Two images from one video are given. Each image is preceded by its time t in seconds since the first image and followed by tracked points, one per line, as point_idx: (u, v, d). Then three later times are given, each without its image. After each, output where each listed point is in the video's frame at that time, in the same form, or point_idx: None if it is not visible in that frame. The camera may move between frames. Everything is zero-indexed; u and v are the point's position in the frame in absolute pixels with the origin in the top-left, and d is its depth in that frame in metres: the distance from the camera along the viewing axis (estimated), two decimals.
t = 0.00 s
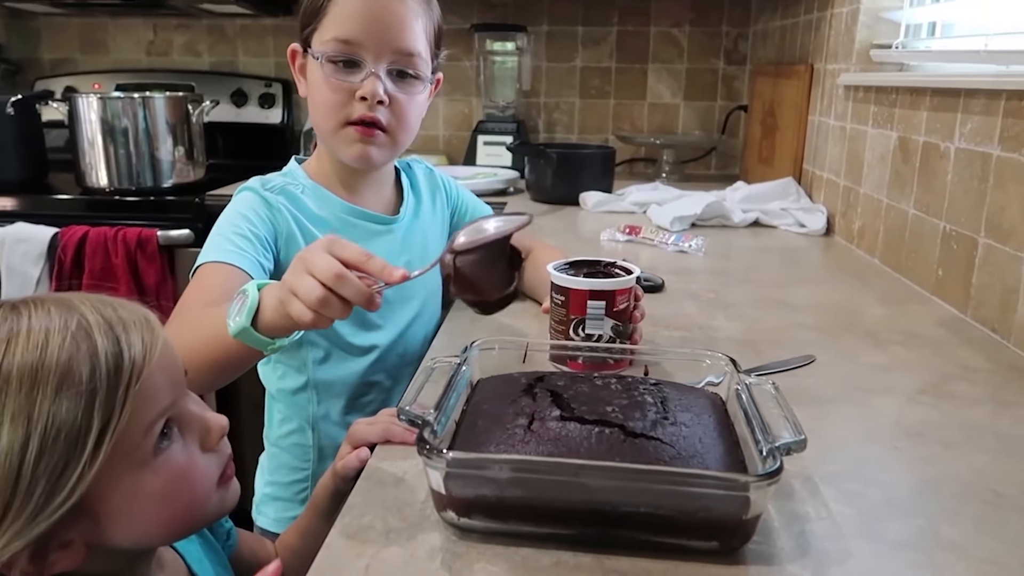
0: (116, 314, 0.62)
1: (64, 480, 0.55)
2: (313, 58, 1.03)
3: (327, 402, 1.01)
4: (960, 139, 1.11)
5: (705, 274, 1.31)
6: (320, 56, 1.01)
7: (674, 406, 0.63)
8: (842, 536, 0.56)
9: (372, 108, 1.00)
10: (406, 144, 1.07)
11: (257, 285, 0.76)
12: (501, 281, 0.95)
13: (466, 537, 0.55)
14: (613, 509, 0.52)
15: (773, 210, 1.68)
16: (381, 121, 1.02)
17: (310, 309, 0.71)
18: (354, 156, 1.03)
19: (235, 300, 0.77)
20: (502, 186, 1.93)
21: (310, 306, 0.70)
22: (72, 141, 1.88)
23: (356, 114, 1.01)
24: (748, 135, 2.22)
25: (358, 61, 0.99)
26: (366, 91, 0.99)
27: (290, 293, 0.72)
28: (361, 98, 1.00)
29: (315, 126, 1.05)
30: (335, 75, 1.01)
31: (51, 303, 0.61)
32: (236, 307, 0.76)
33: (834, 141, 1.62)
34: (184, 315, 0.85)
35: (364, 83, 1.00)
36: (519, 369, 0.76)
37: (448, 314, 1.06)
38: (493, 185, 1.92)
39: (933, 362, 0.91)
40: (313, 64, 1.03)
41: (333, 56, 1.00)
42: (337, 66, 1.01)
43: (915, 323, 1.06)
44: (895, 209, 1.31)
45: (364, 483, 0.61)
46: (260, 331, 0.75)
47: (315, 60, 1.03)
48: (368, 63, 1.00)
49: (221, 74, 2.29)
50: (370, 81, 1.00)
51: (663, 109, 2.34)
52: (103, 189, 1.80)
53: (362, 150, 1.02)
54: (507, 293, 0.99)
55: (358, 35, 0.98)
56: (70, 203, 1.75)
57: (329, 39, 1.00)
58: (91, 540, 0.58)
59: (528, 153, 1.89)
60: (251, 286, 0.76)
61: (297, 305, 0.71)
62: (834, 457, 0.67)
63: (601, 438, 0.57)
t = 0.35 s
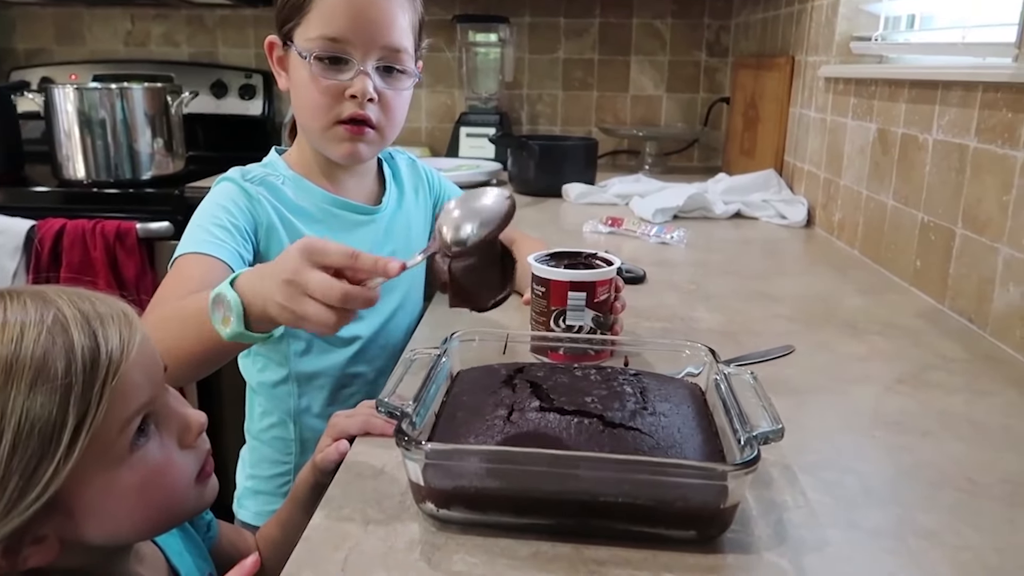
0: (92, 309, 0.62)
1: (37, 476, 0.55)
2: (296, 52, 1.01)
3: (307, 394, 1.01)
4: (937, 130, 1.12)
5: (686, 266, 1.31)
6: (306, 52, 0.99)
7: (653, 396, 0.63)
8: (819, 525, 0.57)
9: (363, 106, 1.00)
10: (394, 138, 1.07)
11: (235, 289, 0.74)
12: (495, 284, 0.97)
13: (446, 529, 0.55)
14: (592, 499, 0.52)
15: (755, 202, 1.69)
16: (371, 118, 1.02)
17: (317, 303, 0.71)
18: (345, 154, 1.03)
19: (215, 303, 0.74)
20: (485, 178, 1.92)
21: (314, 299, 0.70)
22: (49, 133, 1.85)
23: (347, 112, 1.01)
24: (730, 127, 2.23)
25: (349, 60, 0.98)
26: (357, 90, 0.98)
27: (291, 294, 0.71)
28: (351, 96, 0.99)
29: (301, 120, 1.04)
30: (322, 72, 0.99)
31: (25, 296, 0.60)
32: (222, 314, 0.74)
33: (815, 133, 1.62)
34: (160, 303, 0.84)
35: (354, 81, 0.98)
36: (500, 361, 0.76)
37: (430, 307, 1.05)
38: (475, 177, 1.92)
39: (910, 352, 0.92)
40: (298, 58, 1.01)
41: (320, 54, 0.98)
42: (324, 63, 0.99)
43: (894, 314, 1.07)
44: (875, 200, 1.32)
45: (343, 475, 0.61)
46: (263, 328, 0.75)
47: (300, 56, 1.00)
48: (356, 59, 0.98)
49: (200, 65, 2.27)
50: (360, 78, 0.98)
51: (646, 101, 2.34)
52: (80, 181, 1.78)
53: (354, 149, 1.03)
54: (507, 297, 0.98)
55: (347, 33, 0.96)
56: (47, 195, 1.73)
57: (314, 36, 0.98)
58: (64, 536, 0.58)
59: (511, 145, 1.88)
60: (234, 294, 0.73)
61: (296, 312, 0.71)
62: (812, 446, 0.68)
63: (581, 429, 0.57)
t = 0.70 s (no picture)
0: (92, 304, 0.61)
1: (38, 472, 0.54)
2: (306, 61, 0.99)
3: (288, 370, 1.00)
4: (930, 122, 1.12)
5: (680, 259, 1.31)
6: (318, 63, 0.98)
7: (649, 389, 0.63)
8: (814, 517, 0.57)
9: (380, 117, 1.00)
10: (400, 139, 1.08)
11: (279, 228, 0.72)
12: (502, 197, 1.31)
13: (441, 523, 0.55)
14: (587, 493, 0.52)
15: (748, 194, 1.69)
16: (386, 126, 1.02)
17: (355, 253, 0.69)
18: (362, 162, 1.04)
19: (258, 242, 0.73)
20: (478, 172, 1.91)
21: (350, 249, 0.69)
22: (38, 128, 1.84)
23: (363, 124, 1.01)
24: (723, 119, 2.23)
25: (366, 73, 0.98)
26: (375, 101, 0.98)
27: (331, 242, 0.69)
28: (368, 108, 0.99)
29: (310, 128, 1.03)
30: (337, 84, 0.98)
31: (25, 291, 0.59)
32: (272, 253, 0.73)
33: (808, 125, 1.62)
34: (174, 244, 0.83)
35: (370, 92, 0.98)
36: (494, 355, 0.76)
37: (422, 302, 1.04)
38: (468, 170, 1.92)
39: (903, 344, 0.92)
40: (308, 68, 0.99)
41: (336, 67, 0.97)
42: (339, 75, 0.98)
43: (886, 306, 1.07)
44: (868, 192, 1.32)
45: (337, 470, 0.61)
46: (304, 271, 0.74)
47: (309, 65, 0.99)
48: (373, 71, 0.98)
49: (192, 58, 2.26)
50: (377, 90, 0.98)
51: (639, 94, 2.34)
52: (71, 176, 1.77)
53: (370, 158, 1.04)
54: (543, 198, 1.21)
55: (363, 44, 0.96)
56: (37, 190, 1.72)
57: (327, 46, 0.97)
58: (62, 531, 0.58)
59: (504, 139, 1.88)
60: (280, 236, 0.72)
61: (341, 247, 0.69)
62: (806, 438, 0.68)
63: (575, 421, 0.57)
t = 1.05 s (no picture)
0: (90, 293, 0.61)
1: (47, 460, 0.55)
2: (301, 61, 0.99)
3: (284, 367, 1.01)
4: (930, 117, 1.12)
5: (679, 254, 1.31)
6: (313, 63, 0.98)
7: (652, 385, 0.63)
8: (816, 511, 0.57)
9: (374, 116, 0.99)
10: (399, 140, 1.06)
11: (209, 185, 0.79)
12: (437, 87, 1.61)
13: (445, 519, 0.55)
14: (591, 488, 0.52)
15: (747, 190, 1.69)
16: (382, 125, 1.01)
17: (275, 184, 0.76)
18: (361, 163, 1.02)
19: (188, 201, 0.79)
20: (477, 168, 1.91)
21: (269, 176, 0.76)
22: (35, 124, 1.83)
23: (358, 123, 1.00)
24: (721, 114, 2.23)
25: (360, 71, 0.97)
26: (369, 100, 0.97)
27: (255, 183, 0.76)
28: (362, 107, 0.98)
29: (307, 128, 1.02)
30: (331, 84, 0.98)
31: (21, 283, 0.59)
32: (201, 208, 0.79)
33: (806, 120, 1.62)
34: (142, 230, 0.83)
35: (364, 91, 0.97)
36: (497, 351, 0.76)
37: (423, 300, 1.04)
38: (468, 166, 1.92)
39: (903, 339, 0.92)
40: (303, 68, 0.99)
41: (331, 67, 0.97)
42: (333, 75, 0.97)
43: (886, 300, 1.07)
44: (867, 187, 1.32)
45: (341, 467, 0.61)
46: (231, 227, 0.79)
47: (304, 65, 0.99)
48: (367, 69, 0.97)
49: (189, 54, 2.25)
50: (371, 88, 0.97)
51: (637, 89, 2.33)
52: (68, 173, 1.76)
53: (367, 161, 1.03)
54: (458, 131, 1.93)
55: (354, 42, 0.95)
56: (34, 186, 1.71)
57: (320, 46, 0.97)
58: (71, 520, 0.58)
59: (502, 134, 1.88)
60: (208, 190, 0.78)
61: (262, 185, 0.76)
62: (809, 433, 0.68)
63: (578, 417, 0.58)
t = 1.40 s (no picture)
0: (93, 290, 0.62)
1: (61, 452, 0.55)
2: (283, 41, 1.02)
3: (298, 372, 1.01)
4: (942, 118, 1.11)
5: (690, 256, 1.31)
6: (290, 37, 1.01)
7: (668, 388, 0.63)
8: (835, 515, 0.57)
9: (348, 80, 0.99)
10: (389, 116, 1.05)
11: (245, 232, 0.79)
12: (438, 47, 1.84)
13: (463, 523, 0.55)
14: (609, 492, 0.52)
15: (757, 191, 1.69)
16: (359, 91, 1.00)
17: (314, 236, 0.76)
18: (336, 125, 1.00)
19: (222, 246, 0.79)
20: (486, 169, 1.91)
21: (309, 231, 0.76)
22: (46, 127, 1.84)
23: (330, 90, 1.00)
24: (730, 115, 2.22)
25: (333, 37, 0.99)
26: (340, 63, 0.98)
27: (293, 234, 0.76)
28: (333, 72, 0.99)
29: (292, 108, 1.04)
30: (306, 54, 1.00)
31: (24, 284, 0.60)
32: (236, 254, 0.79)
33: (817, 121, 1.62)
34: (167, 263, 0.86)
35: (335, 55, 0.99)
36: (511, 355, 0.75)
37: (437, 301, 1.05)
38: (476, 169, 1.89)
39: (917, 341, 0.92)
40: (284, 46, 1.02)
41: (306, 37, 0.99)
42: (309, 45, 1.00)
43: (899, 302, 1.07)
44: (878, 188, 1.32)
45: (358, 470, 0.61)
46: (266, 272, 0.80)
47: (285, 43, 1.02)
48: (339, 36, 0.99)
49: (198, 58, 2.26)
50: (341, 52, 0.99)
51: (645, 90, 2.33)
52: (79, 176, 1.77)
53: (347, 125, 1.00)
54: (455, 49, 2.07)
55: (322, 6, 0.98)
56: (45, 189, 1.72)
57: (295, 20, 1.00)
58: (87, 514, 0.59)
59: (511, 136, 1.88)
60: (243, 237, 0.78)
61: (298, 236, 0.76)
62: (825, 436, 0.68)
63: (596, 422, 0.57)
